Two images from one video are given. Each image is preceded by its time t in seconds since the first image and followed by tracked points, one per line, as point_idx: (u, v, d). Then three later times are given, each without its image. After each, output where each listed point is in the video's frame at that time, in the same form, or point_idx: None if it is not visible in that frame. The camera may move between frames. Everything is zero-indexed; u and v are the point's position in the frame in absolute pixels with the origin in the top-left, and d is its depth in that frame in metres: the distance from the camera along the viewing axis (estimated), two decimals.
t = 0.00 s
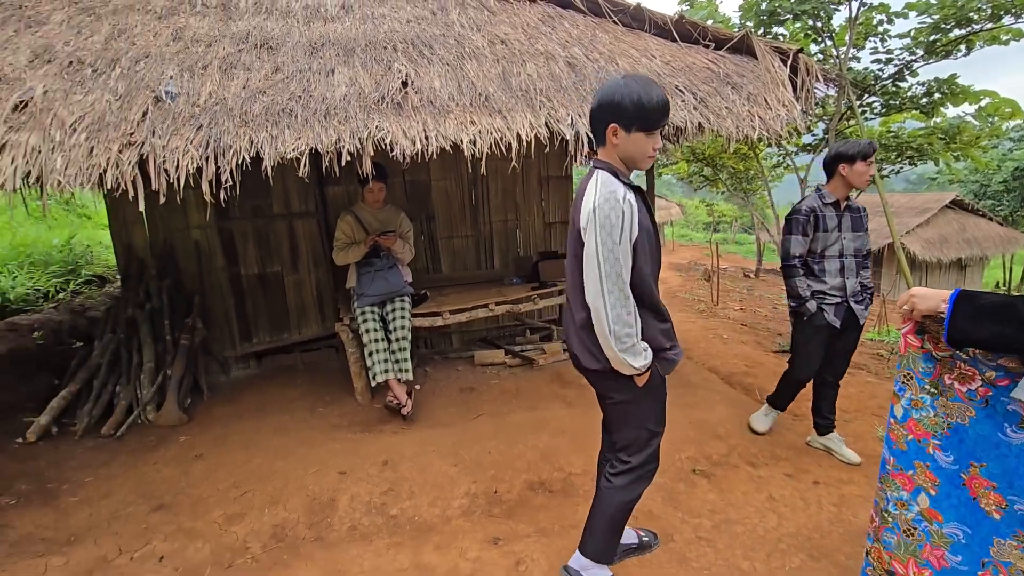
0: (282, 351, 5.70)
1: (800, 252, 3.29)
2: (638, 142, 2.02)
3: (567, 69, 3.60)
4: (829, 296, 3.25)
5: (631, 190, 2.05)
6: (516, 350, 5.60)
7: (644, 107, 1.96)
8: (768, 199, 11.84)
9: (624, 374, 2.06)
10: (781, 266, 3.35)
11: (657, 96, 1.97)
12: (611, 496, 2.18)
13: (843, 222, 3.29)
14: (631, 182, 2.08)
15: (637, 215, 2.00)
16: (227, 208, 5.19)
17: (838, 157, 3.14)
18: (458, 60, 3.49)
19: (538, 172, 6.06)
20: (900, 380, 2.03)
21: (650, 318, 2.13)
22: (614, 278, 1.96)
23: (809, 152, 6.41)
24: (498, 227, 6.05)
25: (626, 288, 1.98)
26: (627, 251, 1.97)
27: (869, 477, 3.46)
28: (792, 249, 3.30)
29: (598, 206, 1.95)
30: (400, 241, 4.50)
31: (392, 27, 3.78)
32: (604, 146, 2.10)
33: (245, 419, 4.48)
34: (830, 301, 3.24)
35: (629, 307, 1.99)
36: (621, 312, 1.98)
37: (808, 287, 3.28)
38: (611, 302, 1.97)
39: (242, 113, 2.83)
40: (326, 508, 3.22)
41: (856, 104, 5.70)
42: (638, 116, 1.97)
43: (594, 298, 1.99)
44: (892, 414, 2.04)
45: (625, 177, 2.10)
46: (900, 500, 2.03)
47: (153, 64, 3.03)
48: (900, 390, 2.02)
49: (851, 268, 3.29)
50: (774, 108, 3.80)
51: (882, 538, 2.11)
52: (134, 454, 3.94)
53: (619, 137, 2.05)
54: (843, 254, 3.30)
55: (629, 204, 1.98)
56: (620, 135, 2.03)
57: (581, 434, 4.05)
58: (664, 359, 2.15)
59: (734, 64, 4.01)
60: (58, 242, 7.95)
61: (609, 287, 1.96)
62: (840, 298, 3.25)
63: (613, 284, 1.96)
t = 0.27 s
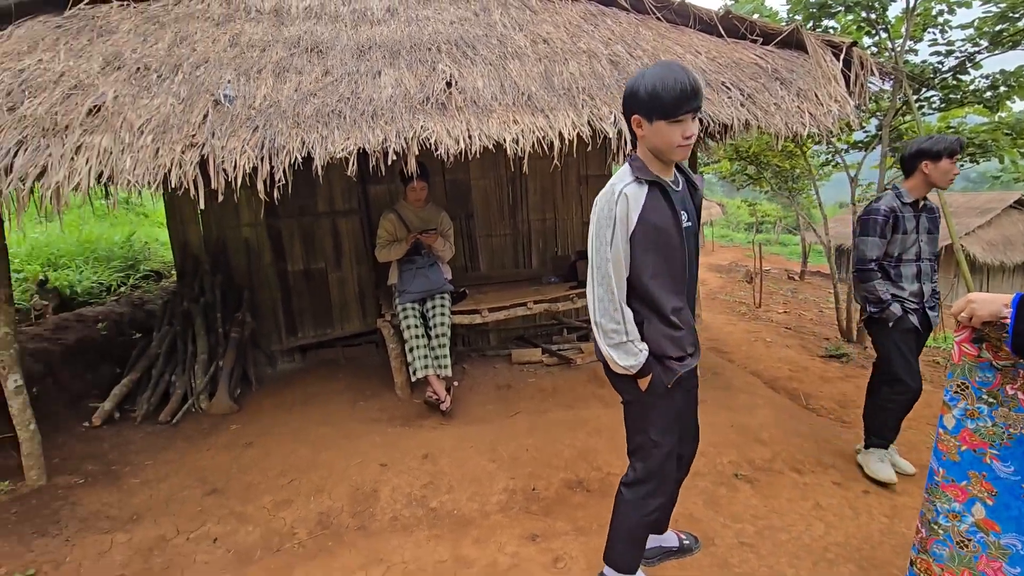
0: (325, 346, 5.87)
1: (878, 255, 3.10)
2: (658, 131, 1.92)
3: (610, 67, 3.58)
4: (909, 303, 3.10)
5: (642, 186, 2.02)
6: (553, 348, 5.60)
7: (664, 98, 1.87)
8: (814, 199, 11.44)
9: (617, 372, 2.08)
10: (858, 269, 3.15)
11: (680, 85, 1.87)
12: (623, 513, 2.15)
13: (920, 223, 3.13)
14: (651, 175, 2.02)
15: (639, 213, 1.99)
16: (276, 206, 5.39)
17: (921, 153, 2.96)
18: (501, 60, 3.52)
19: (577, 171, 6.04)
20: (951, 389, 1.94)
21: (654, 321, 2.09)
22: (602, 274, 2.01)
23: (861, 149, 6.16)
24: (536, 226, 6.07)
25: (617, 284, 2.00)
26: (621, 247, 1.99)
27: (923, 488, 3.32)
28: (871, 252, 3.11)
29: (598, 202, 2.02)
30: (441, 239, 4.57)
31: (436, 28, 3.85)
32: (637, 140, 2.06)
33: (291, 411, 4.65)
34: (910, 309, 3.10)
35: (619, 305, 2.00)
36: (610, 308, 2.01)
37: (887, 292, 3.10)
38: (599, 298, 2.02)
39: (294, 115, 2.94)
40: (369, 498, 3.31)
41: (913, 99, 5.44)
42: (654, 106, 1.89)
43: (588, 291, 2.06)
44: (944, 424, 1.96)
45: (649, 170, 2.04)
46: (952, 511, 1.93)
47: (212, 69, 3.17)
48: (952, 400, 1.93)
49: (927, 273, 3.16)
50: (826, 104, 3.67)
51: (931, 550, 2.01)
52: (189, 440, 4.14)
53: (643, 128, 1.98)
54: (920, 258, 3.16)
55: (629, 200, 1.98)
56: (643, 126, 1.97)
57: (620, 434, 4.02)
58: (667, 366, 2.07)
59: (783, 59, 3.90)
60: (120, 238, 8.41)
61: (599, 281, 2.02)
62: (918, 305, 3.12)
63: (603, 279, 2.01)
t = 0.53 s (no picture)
0: (363, 345, 6.00)
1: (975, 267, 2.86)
2: (685, 120, 1.87)
3: (649, 67, 3.55)
4: (1005, 316, 2.91)
5: (656, 181, 1.98)
6: (588, 351, 5.56)
7: (692, 90, 1.84)
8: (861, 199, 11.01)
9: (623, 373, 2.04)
10: (952, 282, 2.90)
11: (708, 79, 1.83)
12: (652, 530, 2.08)
13: (1010, 226, 2.91)
14: (671, 172, 1.98)
15: (648, 208, 1.95)
16: (317, 209, 5.54)
17: (1013, 151, 2.72)
18: (538, 62, 3.54)
19: (613, 173, 6.00)
20: (1017, 399, 1.83)
21: (660, 324, 2.00)
22: (608, 271, 2.02)
23: (913, 147, 5.90)
24: (572, 227, 6.05)
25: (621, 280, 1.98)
26: (627, 244, 1.97)
27: (983, 502, 3.15)
28: (965, 263, 2.86)
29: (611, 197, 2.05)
30: (478, 240, 4.61)
31: (475, 32, 3.89)
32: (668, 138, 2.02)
33: (331, 408, 4.77)
34: (1006, 322, 2.91)
35: (624, 302, 1.98)
36: (613, 303, 2.00)
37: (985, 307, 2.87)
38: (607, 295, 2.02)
39: (339, 120, 3.03)
40: (407, 495, 3.37)
41: (970, 93, 5.18)
42: (680, 98, 1.86)
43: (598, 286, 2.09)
44: (1009, 436, 1.85)
45: (673, 167, 1.99)
46: (1017, 527, 1.83)
47: (261, 77, 3.30)
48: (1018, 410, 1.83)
49: (1016, 281, 3.00)
50: (876, 99, 3.54)
51: (992, 566, 1.92)
52: (236, 435, 4.30)
53: (672, 121, 1.94)
54: (1010, 265, 2.96)
55: (637, 196, 1.96)
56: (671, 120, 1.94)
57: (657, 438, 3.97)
58: (669, 374, 1.96)
59: (830, 54, 3.79)
60: (172, 241, 8.81)
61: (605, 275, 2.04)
62: (1012, 317, 2.94)
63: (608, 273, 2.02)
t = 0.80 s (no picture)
0: (401, 350, 6.09)
1: None
2: (744, 119, 1.89)
3: (688, 70, 3.51)
4: None
5: (712, 182, 1.93)
6: (624, 357, 5.50)
7: (751, 87, 1.86)
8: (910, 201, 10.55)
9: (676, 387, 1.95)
10: None
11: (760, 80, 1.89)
12: (696, 547, 2.03)
13: None
14: (723, 173, 1.95)
15: (706, 211, 1.90)
16: (357, 217, 5.68)
17: None
18: (576, 68, 3.54)
19: (650, 177, 5.94)
20: None
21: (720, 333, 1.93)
22: (666, 276, 1.92)
23: (968, 145, 5.63)
24: (607, 232, 6.02)
25: (680, 287, 1.89)
26: (686, 248, 1.90)
27: None
28: None
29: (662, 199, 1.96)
30: (514, 246, 4.63)
31: (512, 40, 3.93)
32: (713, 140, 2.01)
33: (371, 412, 4.86)
34: None
35: (682, 310, 1.89)
36: (672, 312, 1.90)
37: None
38: (664, 302, 1.91)
39: (380, 130, 3.10)
40: (445, 499, 3.39)
41: None
42: (740, 93, 1.87)
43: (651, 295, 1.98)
44: None
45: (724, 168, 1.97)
46: None
47: (305, 90, 3.41)
48: None
49: None
50: (930, 97, 3.39)
51: None
52: (280, 436, 4.43)
53: (725, 122, 1.95)
54: None
55: (696, 198, 1.91)
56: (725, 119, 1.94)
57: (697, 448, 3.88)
58: (733, 386, 1.90)
59: (879, 52, 3.66)
60: (219, 248, 9.17)
61: (661, 283, 1.93)
62: None
63: (665, 281, 1.92)
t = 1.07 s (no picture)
0: (441, 361, 6.12)
1: None
2: (821, 121, 1.88)
3: (736, 75, 3.41)
4: None
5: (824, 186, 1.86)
6: (669, 371, 5.35)
7: (821, 92, 1.88)
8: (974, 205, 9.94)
9: (809, 404, 1.79)
10: None
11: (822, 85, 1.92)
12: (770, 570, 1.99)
13: None
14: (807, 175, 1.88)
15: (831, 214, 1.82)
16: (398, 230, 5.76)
17: None
18: (619, 76, 3.49)
19: (693, 185, 5.81)
20: None
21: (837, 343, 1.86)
22: (809, 282, 1.75)
23: None
24: (650, 243, 5.90)
25: (821, 294, 1.75)
26: (824, 252, 1.77)
27: None
28: None
29: (786, 199, 1.79)
30: (556, 257, 4.59)
31: (553, 51, 3.91)
32: (781, 144, 1.93)
33: (413, 423, 4.87)
34: None
35: (825, 320, 1.75)
36: (814, 322, 1.75)
37: None
38: (803, 311, 1.75)
39: (423, 144, 3.12)
40: (488, 515, 3.35)
41: None
42: (815, 95, 1.87)
43: (781, 305, 1.77)
44: None
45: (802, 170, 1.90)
46: None
47: (351, 107, 3.48)
48: None
49: None
50: (1004, 95, 3.16)
51: None
52: (325, 447, 4.50)
53: (798, 125, 1.90)
54: None
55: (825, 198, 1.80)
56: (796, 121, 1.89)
57: (750, 467, 3.71)
58: (858, 398, 1.83)
59: (944, 49, 3.48)
60: (266, 261, 9.48)
61: (799, 290, 1.76)
62: None
63: (804, 287, 1.75)
